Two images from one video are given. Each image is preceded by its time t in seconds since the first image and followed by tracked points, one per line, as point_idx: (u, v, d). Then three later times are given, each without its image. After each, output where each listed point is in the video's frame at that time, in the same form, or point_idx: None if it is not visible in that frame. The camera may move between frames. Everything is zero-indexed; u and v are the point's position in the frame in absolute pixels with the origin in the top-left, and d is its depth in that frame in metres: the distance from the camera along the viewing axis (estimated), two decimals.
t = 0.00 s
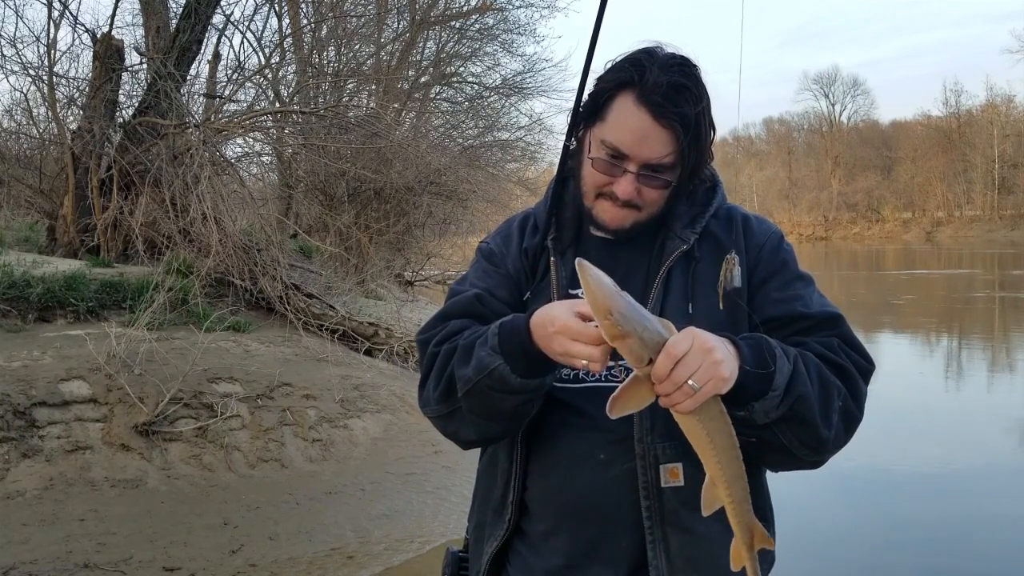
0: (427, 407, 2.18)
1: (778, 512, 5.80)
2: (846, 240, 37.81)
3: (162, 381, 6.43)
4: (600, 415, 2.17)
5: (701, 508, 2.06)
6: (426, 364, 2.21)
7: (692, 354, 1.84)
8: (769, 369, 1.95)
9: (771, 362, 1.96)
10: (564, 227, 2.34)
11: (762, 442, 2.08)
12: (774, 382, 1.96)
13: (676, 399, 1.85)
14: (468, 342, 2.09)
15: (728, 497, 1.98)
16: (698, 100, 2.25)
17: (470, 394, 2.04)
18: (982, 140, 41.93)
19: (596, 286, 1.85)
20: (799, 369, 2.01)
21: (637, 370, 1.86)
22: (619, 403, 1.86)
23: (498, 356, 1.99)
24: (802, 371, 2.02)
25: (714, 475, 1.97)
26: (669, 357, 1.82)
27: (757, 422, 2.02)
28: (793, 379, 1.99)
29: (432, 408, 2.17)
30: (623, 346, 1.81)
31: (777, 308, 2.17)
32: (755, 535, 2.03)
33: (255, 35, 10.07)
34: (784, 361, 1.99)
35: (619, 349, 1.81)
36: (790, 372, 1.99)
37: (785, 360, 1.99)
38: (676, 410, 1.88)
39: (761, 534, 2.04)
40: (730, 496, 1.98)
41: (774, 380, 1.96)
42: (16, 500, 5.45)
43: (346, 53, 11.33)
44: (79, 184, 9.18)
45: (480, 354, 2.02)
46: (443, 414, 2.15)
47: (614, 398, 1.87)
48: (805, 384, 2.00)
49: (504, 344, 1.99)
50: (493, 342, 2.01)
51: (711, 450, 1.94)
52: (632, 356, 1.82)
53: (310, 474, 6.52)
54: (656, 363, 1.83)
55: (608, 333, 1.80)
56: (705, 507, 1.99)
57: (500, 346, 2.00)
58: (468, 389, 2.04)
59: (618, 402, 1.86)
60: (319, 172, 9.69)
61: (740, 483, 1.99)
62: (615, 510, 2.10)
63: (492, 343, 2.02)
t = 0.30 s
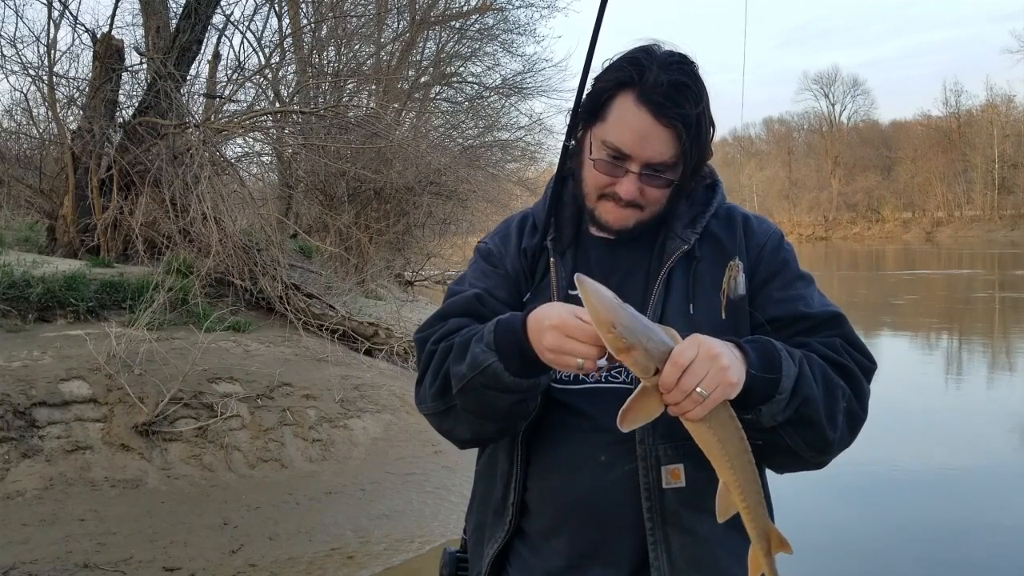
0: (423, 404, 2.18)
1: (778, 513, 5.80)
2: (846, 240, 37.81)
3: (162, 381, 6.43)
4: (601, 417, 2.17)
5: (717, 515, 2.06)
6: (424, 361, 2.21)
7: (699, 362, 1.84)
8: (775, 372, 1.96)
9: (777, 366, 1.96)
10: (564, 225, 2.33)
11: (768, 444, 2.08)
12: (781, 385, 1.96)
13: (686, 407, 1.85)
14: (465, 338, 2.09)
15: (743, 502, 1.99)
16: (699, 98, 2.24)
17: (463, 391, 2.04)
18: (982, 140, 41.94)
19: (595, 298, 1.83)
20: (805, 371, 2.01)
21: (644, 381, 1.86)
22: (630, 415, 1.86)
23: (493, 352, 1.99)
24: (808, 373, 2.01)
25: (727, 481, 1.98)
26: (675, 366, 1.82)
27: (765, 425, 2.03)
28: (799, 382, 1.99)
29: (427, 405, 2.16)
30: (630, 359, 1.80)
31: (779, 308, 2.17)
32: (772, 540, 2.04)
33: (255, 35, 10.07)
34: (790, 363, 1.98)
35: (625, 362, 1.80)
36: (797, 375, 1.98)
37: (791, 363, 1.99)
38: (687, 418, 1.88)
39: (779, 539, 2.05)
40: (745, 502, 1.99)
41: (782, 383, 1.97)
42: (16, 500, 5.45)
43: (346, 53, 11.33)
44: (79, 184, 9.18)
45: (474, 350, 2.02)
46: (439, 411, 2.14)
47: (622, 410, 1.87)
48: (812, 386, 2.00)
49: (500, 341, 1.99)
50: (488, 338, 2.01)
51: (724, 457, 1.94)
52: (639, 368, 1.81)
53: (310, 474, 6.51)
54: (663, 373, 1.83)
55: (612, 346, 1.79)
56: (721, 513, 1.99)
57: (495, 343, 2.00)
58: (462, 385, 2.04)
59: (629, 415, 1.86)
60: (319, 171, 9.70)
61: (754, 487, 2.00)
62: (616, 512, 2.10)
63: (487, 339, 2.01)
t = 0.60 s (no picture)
0: (424, 415, 2.19)
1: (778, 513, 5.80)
2: (846, 240, 37.80)
3: (162, 381, 6.44)
4: (601, 419, 2.17)
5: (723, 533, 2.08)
6: (424, 369, 2.21)
7: (700, 377, 1.84)
8: (780, 384, 1.96)
9: (782, 377, 1.97)
10: (563, 227, 2.33)
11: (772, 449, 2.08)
12: (786, 396, 1.96)
13: (689, 423, 1.86)
14: (465, 353, 2.09)
15: (750, 517, 2.00)
16: (700, 99, 2.24)
17: (466, 408, 2.05)
18: (982, 140, 41.95)
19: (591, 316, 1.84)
20: (809, 381, 2.01)
21: (646, 398, 1.87)
22: (634, 434, 1.86)
23: (494, 372, 2.00)
24: (812, 382, 2.02)
25: (734, 498, 1.99)
26: (677, 383, 1.82)
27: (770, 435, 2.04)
28: (804, 391, 1.99)
29: (428, 415, 2.18)
30: (631, 378, 1.80)
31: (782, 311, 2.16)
32: (781, 556, 2.05)
33: (255, 35, 10.07)
34: (795, 373, 1.99)
35: (627, 380, 1.80)
36: (801, 385, 1.99)
37: (796, 372, 1.99)
38: (691, 434, 1.89)
39: (787, 555, 2.06)
40: (751, 520, 2.00)
41: (786, 394, 1.97)
42: (16, 500, 5.45)
43: (345, 53, 11.34)
44: (79, 184, 9.18)
45: (476, 370, 2.03)
46: (440, 422, 2.16)
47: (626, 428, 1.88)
48: (815, 395, 2.01)
49: (502, 362, 2.00)
50: (489, 358, 2.02)
51: (731, 474, 1.95)
52: (641, 386, 1.82)
53: (310, 474, 6.51)
54: (664, 390, 1.83)
55: (612, 366, 1.79)
56: (729, 528, 2.01)
57: (496, 363, 2.01)
58: (464, 403, 2.05)
59: (633, 434, 1.86)
60: (319, 171, 9.70)
61: (761, 502, 2.01)
62: (617, 515, 2.10)
63: (488, 359, 2.02)
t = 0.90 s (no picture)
0: (422, 416, 2.19)
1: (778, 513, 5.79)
2: (846, 241, 37.79)
3: (162, 381, 6.43)
4: (601, 421, 2.17)
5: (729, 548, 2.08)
6: (422, 370, 2.21)
7: (705, 391, 1.83)
8: (786, 395, 1.96)
9: (789, 389, 1.97)
10: (563, 228, 2.33)
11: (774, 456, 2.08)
12: (792, 407, 1.97)
13: (693, 435, 1.85)
14: (465, 354, 2.09)
15: (755, 529, 2.00)
16: (699, 100, 2.24)
17: (465, 409, 2.05)
18: (982, 140, 41.97)
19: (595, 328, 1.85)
20: (815, 390, 2.01)
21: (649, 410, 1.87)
22: (636, 447, 1.86)
23: (495, 375, 2.00)
24: (818, 392, 2.02)
25: (738, 511, 1.99)
26: (680, 397, 1.82)
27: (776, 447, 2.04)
28: (809, 401, 2.00)
29: (426, 416, 2.17)
30: (634, 390, 1.81)
31: (783, 313, 2.16)
32: (789, 569, 2.02)
33: (255, 35, 10.07)
34: (801, 383, 1.99)
35: (629, 392, 1.81)
36: (807, 395, 1.99)
37: (802, 383, 1.99)
38: (695, 447, 1.88)
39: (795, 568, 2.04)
40: (758, 533, 1.99)
41: (792, 405, 1.97)
42: (16, 500, 5.44)
43: (345, 53, 11.34)
44: (79, 184, 9.18)
45: (476, 372, 2.02)
46: (437, 423, 2.16)
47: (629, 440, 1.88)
48: (821, 404, 2.01)
49: (503, 364, 2.00)
50: (490, 360, 2.02)
51: (735, 487, 1.95)
52: (643, 398, 1.82)
53: (310, 474, 6.51)
54: (668, 403, 1.83)
55: (615, 377, 1.79)
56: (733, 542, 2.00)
57: (497, 366, 2.01)
58: (464, 405, 2.05)
59: (635, 446, 1.86)
60: (319, 171, 9.70)
61: (767, 514, 2.01)
62: (616, 516, 2.10)
63: (488, 362, 2.02)
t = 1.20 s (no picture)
0: (426, 425, 2.19)
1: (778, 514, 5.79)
2: (846, 241, 37.79)
3: (162, 381, 6.44)
4: (600, 423, 2.17)
5: (756, 564, 2.12)
6: (425, 378, 2.21)
7: (710, 400, 1.85)
8: (787, 413, 1.97)
9: (789, 407, 1.97)
10: (564, 229, 2.32)
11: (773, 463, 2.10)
12: (793, 423, 1.98)
13: (704, 448, 1.86)
14: (470, 367, 2.08)
15: (783, 547, 2.06)
16: (699, 97, 2.23)
17: (470, 422, 2.05)
18: (982, 140, 42.02)
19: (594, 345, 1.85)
20: (816, 406, 2.02)
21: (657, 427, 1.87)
22: (648, 468, 1.87)
23: (502, 391, 2.00)
24: (818, 407, 2.03)
25: (763, 530, 2.03)
26: (687, 406, 1.83)
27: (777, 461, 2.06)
28: (810, 418, 2.01)
29: (430, 425, 2.18)
30: (640, 404, 1.80)
31: (784, 318, 2.16)
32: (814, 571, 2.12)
33: (255, 35, 10.07)
34: (801, 401, 1.99)
35: (635, 408, 1.81)
36: (807, 413, 2.00)
37: (803, 400, 1.99)
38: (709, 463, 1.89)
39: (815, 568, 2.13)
40: (780, 543, 2.04)
41: (794, 421, 1.98)
42: (16, 500, 5.44)
43: (345, 53, 11.34)
44: (79, 184, 9.18)
45: (482, 387, 2.02)
46: (442, 432, 2.16)
47: (641, 459, 1.88)
48: (821, 420, 2.03)
49: (510, 380, 1.99)
50: (496, 376, 2.01)
51: (756, 504, 1.97)
52: (650, 412, 1.82)
53: (310, 474, 6.51)
54: (676, 416, 1.84)
55: (620, 392, 1.79)
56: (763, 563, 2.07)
57: (504, 381, 2.00)
58: (469, 419, 2.05)
59: (647, 467, 1.88)
60: (319, 171, 9.70)
61: (790, 528, 2.06)
62: (616, 517, 2.10)
63: (495, 377, 2.01)
